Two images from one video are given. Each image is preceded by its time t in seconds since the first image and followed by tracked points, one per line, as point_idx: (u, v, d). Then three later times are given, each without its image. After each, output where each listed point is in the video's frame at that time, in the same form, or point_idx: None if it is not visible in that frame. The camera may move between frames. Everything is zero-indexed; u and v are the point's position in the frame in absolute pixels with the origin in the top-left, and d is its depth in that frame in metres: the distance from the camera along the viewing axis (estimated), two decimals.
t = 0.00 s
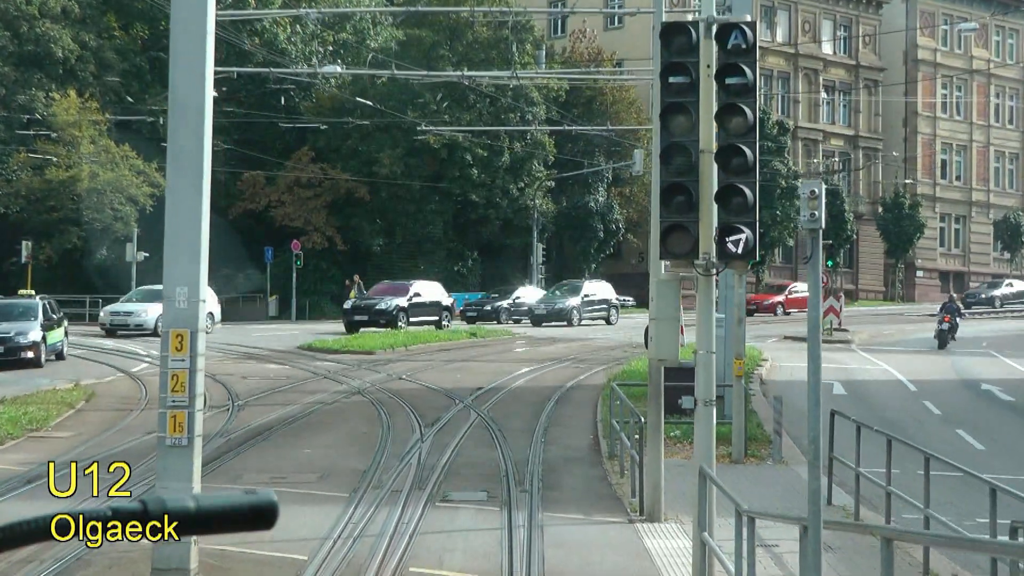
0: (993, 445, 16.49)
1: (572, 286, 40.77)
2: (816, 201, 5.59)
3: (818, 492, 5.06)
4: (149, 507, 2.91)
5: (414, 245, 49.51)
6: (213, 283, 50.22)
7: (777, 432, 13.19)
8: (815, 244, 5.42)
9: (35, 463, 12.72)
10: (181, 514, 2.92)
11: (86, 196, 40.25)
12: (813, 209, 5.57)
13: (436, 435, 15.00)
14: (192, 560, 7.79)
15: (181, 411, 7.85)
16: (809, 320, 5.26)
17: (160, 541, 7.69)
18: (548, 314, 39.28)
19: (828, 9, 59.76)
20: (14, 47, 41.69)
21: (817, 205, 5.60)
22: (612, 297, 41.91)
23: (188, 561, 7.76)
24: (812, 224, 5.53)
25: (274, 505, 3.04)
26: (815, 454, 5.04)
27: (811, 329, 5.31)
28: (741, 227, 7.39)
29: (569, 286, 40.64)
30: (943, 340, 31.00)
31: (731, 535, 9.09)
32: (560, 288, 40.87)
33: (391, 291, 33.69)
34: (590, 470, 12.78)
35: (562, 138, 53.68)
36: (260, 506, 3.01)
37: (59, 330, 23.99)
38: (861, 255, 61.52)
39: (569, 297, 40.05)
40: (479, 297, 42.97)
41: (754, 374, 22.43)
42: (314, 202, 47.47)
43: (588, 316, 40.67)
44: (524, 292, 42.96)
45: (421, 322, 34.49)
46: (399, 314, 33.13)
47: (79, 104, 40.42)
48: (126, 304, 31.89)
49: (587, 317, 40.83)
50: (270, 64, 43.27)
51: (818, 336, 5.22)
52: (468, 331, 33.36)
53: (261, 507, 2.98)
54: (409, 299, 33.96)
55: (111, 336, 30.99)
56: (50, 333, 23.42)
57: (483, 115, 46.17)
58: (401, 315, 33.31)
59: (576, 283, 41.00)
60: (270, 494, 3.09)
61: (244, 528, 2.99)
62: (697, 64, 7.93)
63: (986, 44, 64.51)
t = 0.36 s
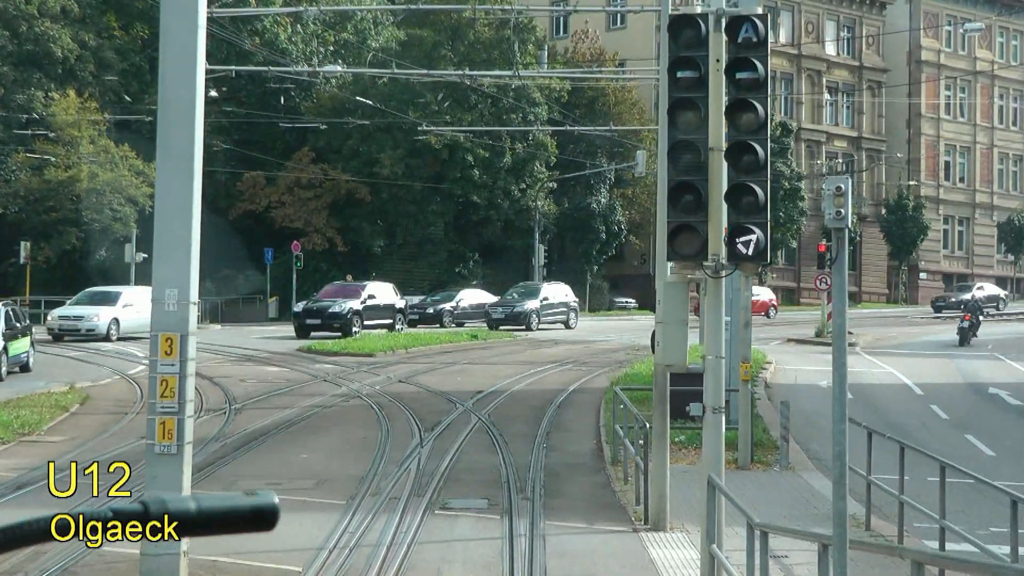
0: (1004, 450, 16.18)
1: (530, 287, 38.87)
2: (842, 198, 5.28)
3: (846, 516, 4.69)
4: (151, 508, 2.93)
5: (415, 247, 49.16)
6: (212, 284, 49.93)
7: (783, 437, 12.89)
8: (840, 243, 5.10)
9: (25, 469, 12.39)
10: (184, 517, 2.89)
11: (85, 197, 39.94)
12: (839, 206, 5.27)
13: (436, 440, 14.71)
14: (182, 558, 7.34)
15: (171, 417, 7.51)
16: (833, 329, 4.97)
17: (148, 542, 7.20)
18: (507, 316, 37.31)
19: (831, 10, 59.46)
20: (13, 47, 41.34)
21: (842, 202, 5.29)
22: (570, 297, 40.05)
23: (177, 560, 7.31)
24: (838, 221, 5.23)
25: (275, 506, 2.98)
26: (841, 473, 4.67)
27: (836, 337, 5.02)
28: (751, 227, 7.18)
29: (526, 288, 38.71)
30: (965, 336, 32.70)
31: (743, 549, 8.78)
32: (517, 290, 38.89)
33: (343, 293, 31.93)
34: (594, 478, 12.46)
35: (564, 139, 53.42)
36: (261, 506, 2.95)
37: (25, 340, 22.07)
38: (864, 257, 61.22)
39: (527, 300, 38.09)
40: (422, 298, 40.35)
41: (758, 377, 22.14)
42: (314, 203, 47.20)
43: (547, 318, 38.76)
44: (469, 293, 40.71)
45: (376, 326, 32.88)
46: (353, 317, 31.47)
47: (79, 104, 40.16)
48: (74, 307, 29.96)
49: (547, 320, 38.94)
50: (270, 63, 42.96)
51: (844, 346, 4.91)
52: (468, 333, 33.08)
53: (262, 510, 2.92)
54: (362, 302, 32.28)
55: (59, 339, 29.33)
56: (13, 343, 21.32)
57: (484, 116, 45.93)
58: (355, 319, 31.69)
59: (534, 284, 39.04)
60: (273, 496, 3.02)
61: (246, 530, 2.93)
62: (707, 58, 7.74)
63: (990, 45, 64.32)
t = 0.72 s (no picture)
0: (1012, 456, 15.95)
1: (485, 292, 36.97)
2: (863, 195, 5.24)
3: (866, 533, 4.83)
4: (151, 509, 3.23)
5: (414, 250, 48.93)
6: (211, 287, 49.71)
7: (788, 443, 12.64)
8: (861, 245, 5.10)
9: (17, 477, 12.16)
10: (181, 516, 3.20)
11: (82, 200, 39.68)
12: (860, 205, 5.23)
13: (434, 445, 14.49)
14: (173, 561, 7.07)
15: (160, 425, 7.27)
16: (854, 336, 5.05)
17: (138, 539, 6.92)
18: (461, 321, 35.37)
19: (832, 12, 59.21)
20: (10, 49, 40.99)
21: (863, 199, 5.26)
22: (527, 301, 38.19)
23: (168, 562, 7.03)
24: (859, 221, 5.19)
25: (272, 508, 3.19)
26: (860, 488, 4.84)
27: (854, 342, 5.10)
28: (758, 228, 7.09)
29: (481, 292, 36.81)
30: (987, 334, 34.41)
31: (751, 560, 8.57)
32: (472, 294, 37.01)
33: (292, 298, 30.21)
34: (596, 485, 12.23)
35: (564, 141, 53.17)
36: (259, 510, 3.16)
37: None
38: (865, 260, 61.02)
39: (482, 305, 36.14)
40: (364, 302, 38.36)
41: (761, 382, 21.91)
42: (312, 206, 46.95)
43: (503, 324, 36.91)
44: (414, 298, 38.74)
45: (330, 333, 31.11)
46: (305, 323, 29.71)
47: (76, 106, 40.01)
48: (17, 314, 27.40)
49: (502, 326, 37.06)
50: (269, 65, 42.67)
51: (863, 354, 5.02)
52: (468, 337, 32.82)
53: (258, 514, 3.14)
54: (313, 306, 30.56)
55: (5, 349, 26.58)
56: None
57: (484, 118, 45.70)
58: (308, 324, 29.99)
59: (490, 290, 37.23)
60: (271, 498, 3.24)
61: (242, 531, 3.16)
62: (711, 56, 7.57)
63: (990, 47, 64.26)
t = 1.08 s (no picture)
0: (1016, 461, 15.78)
1: (440, 297, 36.34)
2: (876, 195, 5.22)
3: (880, 547, 5.06)
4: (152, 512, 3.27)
5: (413, 255, 48.76)
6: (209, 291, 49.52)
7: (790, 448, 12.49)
8: (875, 249, 5.10)
9: (12, 483, 11.98)
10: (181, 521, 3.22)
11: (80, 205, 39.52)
12: (874, 206, 5.20)
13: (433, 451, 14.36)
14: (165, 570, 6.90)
15: (153, 432, 7.09)
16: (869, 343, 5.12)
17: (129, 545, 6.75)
18: (414, 327, 34.61)
19: (831, 15, 59.15)
20: (8, 53, 40.81)
21: (877, 199, 5.22)
22: (481, 308, 37.65)
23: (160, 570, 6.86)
24: (872, 223, 5.19)
25: (272, 512, 3.23)
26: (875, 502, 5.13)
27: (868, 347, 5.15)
28: (762, 231, 7.02)
29: (435, 297, 36.16)
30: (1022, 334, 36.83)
31: (754, 570, 8.43)
32: (426, 300, 36.31)
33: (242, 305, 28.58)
34: (598, 491, 12.11)
35: (564, 146, 53.05)
36: (258, 514, 3.21)
37: None
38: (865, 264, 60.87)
39: (437, 310, 35.44)
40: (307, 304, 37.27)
41: (763, 387, 21.74)
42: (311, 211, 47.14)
43: (459, 330, 36.22)
44: (356, 303, 37.66)
45: (282, 340, 29.56)
46: (256, 331, 28.20)
47: (75, 110, 39.97)
48: None
49: (458, 331, 36.40)
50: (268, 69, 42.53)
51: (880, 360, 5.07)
52: (467, 341, 32.67)
53: (258, 517, 3.18)
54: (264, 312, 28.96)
55: None
56: None
57: (483, 122, 45.62)
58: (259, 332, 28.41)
59: (443, 295, 36.61)
60: (270, 502, 3.27)
61: (241, 535, 3.20)
62: (714, 54, 7.50)
63: (991, 50, 64.26)
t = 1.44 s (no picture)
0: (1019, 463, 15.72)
1: (397, 298, 34.49)
2: (885, 195, 5.17)
3: (888, 552, 5.27)
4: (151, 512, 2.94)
5: (414, 255, 48.72)
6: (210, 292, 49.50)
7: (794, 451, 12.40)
8: (884, 251, 5.07)
9: (12, 484, 11.92)
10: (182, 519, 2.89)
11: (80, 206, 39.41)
12: (883, 205, 5.15)
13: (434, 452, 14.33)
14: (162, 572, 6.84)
15: (151, 434, 7.04)
16: (877, 345, 5.12)
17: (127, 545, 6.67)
18: (373, 328, 32.74)
19: (833, 16, 59.17)
20: (9, 53, 40.75)
21: (886, 200, 5.18)
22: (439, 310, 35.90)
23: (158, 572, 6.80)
24: (881, 222, 5.14)
25: (274, 513, 2.88)
26: (883, 507, 5.24)
27: (878, 348, 5.16)
28: (766, 232, 6.97)
29: (392, 298, 34.28)
30: None
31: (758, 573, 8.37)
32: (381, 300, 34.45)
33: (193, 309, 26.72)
34: (599, 493, 12.07)
35: (566, 147, 53.08)
36: (260, 514, 2.85)
37: None
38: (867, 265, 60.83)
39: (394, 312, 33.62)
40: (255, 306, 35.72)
41: (765, 389, 21.66)
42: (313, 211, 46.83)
43: (416, 333, 34.41)
44: (304, 303, 36.34)
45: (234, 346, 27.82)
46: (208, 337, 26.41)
47: (75, 110, 40.04)
48: None
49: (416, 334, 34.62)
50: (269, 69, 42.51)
51: (886, 363, 5.08)
52: (468, 342, 32.61)
53: (261, 518, 2.83)
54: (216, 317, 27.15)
55: None
56: None
57: (484, 122, 45.62)
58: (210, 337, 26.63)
59: (400, 295, 34.73)
60: (272, 501, 2.93)
61: (245, 537, 2.86)
62: (718, 54, 7.45)
63: (993, 52, 64.26)
